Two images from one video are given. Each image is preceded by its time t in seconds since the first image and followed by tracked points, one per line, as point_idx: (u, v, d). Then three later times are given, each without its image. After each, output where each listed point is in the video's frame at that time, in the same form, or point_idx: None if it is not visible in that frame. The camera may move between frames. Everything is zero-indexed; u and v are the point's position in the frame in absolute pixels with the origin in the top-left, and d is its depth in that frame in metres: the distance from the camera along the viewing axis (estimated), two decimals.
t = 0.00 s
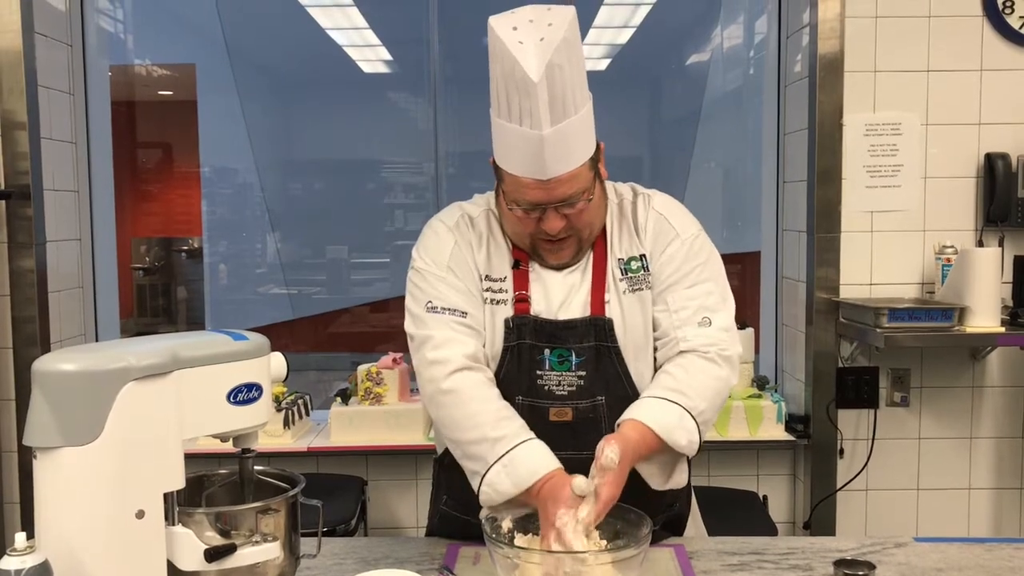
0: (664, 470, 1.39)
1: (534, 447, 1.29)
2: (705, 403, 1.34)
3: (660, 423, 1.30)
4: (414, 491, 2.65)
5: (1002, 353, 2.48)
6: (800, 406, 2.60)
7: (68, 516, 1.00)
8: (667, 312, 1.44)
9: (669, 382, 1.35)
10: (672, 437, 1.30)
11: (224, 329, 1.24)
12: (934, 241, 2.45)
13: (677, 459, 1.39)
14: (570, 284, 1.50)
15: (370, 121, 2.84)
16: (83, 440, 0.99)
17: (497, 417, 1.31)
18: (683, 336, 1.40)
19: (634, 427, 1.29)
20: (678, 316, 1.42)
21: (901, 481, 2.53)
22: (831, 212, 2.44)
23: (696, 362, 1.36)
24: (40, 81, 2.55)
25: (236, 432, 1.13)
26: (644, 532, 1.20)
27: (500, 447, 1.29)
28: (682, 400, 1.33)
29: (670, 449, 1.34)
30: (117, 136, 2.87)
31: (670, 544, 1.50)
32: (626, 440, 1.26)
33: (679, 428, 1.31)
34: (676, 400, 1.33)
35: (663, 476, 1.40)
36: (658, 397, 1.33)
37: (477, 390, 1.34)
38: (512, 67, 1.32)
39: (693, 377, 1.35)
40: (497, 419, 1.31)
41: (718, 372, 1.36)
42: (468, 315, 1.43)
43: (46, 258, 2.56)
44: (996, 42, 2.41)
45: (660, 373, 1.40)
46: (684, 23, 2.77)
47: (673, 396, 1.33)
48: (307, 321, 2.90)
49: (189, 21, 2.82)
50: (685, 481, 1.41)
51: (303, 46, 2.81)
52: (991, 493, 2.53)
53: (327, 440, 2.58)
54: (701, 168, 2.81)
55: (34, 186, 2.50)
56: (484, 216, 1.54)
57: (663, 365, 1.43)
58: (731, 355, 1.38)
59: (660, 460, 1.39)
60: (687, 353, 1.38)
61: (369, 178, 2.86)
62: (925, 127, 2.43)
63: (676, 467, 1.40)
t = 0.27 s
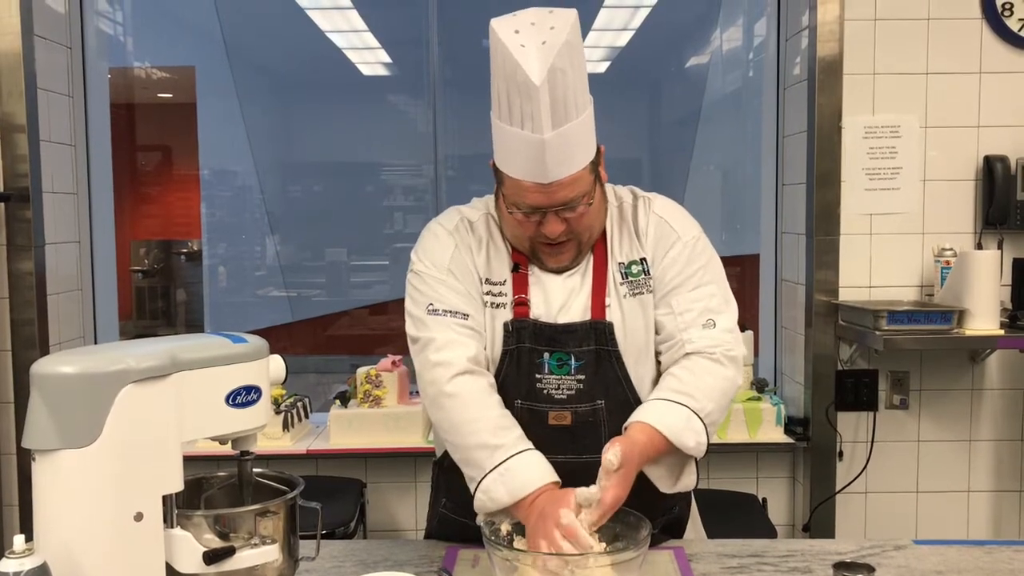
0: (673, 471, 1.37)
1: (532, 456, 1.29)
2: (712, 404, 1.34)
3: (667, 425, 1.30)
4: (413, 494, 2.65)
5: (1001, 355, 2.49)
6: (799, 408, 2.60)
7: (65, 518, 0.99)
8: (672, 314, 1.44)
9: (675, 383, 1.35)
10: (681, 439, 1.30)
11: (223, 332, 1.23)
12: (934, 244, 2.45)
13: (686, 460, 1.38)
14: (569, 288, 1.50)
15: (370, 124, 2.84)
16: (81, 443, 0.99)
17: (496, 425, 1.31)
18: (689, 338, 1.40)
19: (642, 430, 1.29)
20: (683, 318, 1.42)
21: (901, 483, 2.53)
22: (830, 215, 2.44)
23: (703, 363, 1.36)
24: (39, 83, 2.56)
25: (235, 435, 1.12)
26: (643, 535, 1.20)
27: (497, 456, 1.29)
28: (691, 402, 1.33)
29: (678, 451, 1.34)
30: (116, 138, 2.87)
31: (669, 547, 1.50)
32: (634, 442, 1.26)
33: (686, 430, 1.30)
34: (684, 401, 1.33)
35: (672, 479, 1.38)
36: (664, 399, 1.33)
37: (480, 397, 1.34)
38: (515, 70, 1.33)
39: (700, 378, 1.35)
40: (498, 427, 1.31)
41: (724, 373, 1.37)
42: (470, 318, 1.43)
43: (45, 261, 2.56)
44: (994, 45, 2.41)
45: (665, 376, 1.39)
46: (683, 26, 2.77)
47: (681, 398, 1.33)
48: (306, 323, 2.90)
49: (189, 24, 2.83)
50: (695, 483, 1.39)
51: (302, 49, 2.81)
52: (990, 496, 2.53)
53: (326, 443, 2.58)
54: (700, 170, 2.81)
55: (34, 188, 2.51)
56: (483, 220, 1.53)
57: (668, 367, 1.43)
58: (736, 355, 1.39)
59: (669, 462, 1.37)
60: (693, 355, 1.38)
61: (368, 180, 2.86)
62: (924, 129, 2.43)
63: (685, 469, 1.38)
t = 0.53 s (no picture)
0: (686, 474, 1.37)
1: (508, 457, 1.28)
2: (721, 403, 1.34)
3: (680, 426, 1.30)
4: (413, 495, 2.65)
5: (1001, 357, 2.49)
6: (800, 409, 2.60)
7: (67, 519, 1.00)
8: (679, 314, 1.43)
9: (684, 384, 1.35)
10: (693, 439, 1.30)
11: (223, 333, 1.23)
12: (934, 245, 2.45)
13: (698, 461, 1.36)
14: (570, 290, 1.49)
15: (370, 124, 2.84)
16: (81, 443, 0.99)
17: (473, 425, 1.32)
18: (696, 337, 1.40)
19: (653, 433, 1.29)
20: (690, 319, 1.42)
21: (901, 484, 2.53)
22: (830, 216, 2.44)
23: (710, 362, 1.36)
24: (40, 84, 2.56)
25: (235, 435, 1.12)
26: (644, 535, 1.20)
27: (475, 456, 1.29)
28: (700, 401, 1.33)
29: (690, 450, 1.33)
30: (117, 139, 2.87)
31: (669, 548, 1.50)
32: (643, 450, 1.27)
33: (697, 428, 1.30)
34: (694, 402, 1.32)
35: (686, 483, 1.37)
36: (677, 401, 1.33)
37: (459, 400, 1.34)
38: (522, 73, 1.33)
39: (708, 377, 1.35)
40: (473, 427, 1.32)
41: (731, 371, 1.36)
42: (461, 322, 1.43)
43: (46, 262, 2.56)
44: (994, 46, 2.41)
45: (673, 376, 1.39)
46: (683, 27, 2.77)
47: (691, 399, 1.33)
48: (307, 324, 2.90)
49: (189, 25, 2.83)
50: (709, 486, 1.37)
51: (303, 50, 2.81)
52: (990, 497, 2.53)
53: (326, 444, 2.58)
54: (700, 171, 2.81)
55: (34, 189, 2.51)
56: (482, 222, 1.54)
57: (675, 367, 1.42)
58: (743, 354, 1.39)
59: (681, 465, 1.37)
60: (701, 355, 1.38)
61: (369, 181, 2.86)
62: (924, 130, 2.43)
63: (699, 471, 1.37)
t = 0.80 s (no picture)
0: (670, 503, 1.39)
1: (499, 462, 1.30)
2: (693, 426, 1.35)
3: (655, 463, 1.30)
4: (413, 495, 2.65)
5: (1002, 358, 2.48)
6: (800, 410, 2.60)
7: (67, 518, 1.00)
8: (657, 319, 1.44)
9: (654, 413, 1.35)
10: (669, 472, 1.31)
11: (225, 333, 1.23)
12: (935, 245, 2.45)
13: (680, 490, 1.39)
14: (569, 291, 1.49)
15: (371, 124, 2.84)
16: (81, 443, 0.99)
17: (468, 431, 1.33)
18: (670, 343, 1.40)
19: (625, 476, 1.29)
20: (666, 324, 1.42)
21: (901, 485, 2.53)
22: (832, 216, 2.44)
23: (677, 379, 1.36)
24: (41, 84, 2.56)
25: (235, 435, 1.12)
26: (644, 537, 1.20)
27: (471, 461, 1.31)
28: (670, 430, 1.33)
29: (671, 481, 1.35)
30: (118, 139, 2.87)
31: (670, 549, 1.50)
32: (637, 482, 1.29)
33: (672, 462, 1.31)
34: (665, 432, 1.33)
35: (669, 510, 1.39)
36: (646, 434, 1.33)
37: (457, 404, 1.35)
38: (528, 72, 1.33)
39: (676, 400, 1.35)
40: (471, 432, 1.33)
41: (700, 389, 1.36)
42: (461, 324, 1.43)
43: (47, 261, 2.56)
44: (996, 46, 2.41)
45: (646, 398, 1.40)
46: (684, 27, 2.77)
47: (662, 428, 1.33)
48: (307, 324, 2.90)
49: (190, 24, 2.83)
50: (692, 510, 1.40)
51: (304, 50, 2.81)
52: (991, 498, 2.53)
53: (327, 444, 2.58)
54: (701, 171, 2.81)
55: (35, 189, 2.51)
56: (485, 222, 1.54)
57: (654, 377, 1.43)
58: (718, 366, 1.38)
59: (663, 493, 1.38)
60: (672, 365, 1.38)
61: (369, 181, 2.86)
62: (925, 131, 2.43)
63: (681, 497, 1.39)
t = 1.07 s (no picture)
0: (662, 496, 1.38)
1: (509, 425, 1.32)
2: (699, 425, 1.34)
3: (657, 455, 1.29)
4: (414, 495, 2.65)
5: (1003, 358, 2.48)
6: (800, 410, 2.60)
7: (68, 517, 1.00)
8: (661, 321, 1.44)
9: (661, 408, 1.34)
10: (671, 466, 1.30)
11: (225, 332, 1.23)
12: (936, 245, 2.45)
13: (675, 485, 1.38)
14: (568, 290, 1.49)
15: (371, 124, 2.84)
16: (83, 442, 0.99)
17: (467, 410, 1.33)
18: (676, 347, 1.40)
19: (630, 463, 1.27)
20: (671, 326, 1.42)
21: (902, 485, 2.53)
22: (832, 216, 2.44)
23: (685, 378, 1.36)
24: (42, 83, 2.56)
25: (235, 435, 1.12)
26: (644, 536, 1.20)
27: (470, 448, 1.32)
28: (678, 427, 1.32)
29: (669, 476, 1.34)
30: (119, 138, 2.87)
31: (670, 548, 1.50)
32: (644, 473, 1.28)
33: (675, 457, 1.30)
34: (672, 427, 1.32)
35: (660, 503, 1.38)
36: (651, 427, 1.32)
37: (449, 390, 1.35)
38: (524, 66, 1.33)
39: (685, 398, 1.34)
40: (469, 411, 1.33)
41: (709, 389, 1.36)
42: (452, 326, 1.44)
43: (48, 260, 2.56)
44: (997, 46, 2.41)
45: (653, 393, 1.40)
46: (685, 27, 2.77)
47: (668, 424, 1.32)
48: (308, 324, 2.90)
49: (191, 24, 2.83)
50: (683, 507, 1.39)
51: (305, 49, 2.81)
52: (992, 499, 2.53)
53: (327, 443, 2.58)
54: (702, 171, 2.81)
55: (36, 188, 2.51)
56: (482, 223, 1.54)
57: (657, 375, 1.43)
58: (724, 369, 1.38)
59: (659, 486, 1.37)
60: (678, 366, 1.38)
61: (370, 181, 2.86)
62: (926, 131, 2.43)
63: (675, 493, 1.38)
